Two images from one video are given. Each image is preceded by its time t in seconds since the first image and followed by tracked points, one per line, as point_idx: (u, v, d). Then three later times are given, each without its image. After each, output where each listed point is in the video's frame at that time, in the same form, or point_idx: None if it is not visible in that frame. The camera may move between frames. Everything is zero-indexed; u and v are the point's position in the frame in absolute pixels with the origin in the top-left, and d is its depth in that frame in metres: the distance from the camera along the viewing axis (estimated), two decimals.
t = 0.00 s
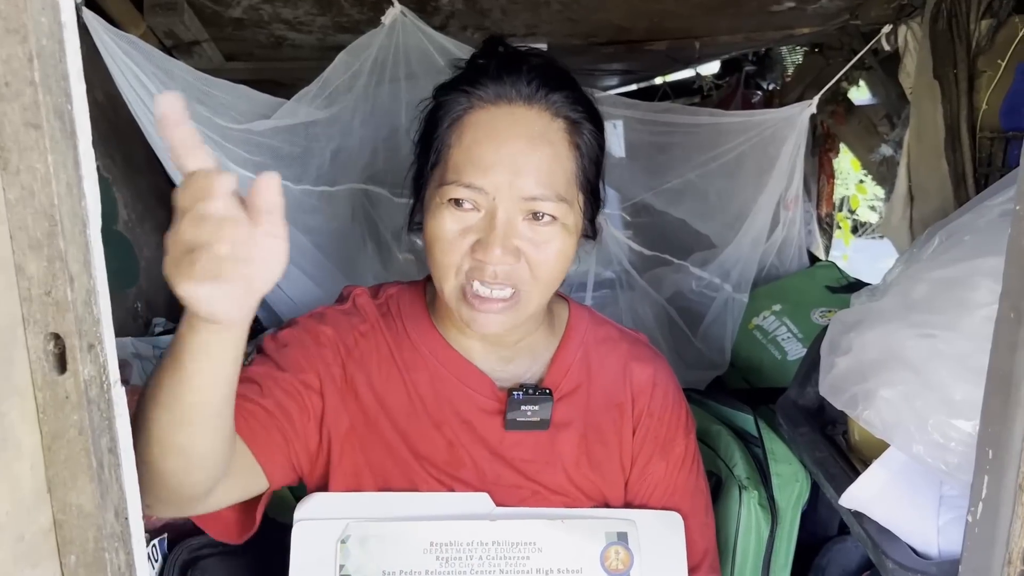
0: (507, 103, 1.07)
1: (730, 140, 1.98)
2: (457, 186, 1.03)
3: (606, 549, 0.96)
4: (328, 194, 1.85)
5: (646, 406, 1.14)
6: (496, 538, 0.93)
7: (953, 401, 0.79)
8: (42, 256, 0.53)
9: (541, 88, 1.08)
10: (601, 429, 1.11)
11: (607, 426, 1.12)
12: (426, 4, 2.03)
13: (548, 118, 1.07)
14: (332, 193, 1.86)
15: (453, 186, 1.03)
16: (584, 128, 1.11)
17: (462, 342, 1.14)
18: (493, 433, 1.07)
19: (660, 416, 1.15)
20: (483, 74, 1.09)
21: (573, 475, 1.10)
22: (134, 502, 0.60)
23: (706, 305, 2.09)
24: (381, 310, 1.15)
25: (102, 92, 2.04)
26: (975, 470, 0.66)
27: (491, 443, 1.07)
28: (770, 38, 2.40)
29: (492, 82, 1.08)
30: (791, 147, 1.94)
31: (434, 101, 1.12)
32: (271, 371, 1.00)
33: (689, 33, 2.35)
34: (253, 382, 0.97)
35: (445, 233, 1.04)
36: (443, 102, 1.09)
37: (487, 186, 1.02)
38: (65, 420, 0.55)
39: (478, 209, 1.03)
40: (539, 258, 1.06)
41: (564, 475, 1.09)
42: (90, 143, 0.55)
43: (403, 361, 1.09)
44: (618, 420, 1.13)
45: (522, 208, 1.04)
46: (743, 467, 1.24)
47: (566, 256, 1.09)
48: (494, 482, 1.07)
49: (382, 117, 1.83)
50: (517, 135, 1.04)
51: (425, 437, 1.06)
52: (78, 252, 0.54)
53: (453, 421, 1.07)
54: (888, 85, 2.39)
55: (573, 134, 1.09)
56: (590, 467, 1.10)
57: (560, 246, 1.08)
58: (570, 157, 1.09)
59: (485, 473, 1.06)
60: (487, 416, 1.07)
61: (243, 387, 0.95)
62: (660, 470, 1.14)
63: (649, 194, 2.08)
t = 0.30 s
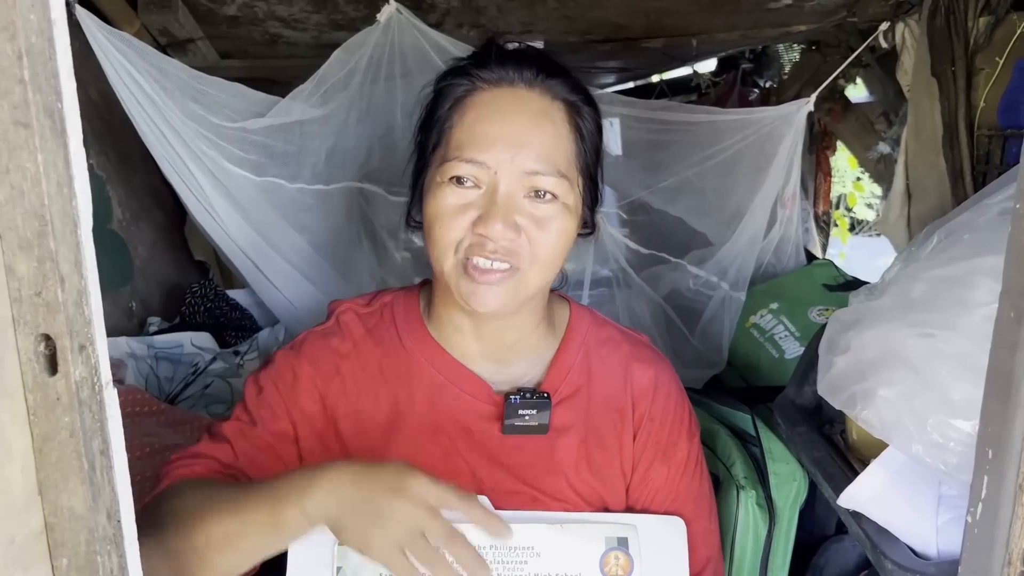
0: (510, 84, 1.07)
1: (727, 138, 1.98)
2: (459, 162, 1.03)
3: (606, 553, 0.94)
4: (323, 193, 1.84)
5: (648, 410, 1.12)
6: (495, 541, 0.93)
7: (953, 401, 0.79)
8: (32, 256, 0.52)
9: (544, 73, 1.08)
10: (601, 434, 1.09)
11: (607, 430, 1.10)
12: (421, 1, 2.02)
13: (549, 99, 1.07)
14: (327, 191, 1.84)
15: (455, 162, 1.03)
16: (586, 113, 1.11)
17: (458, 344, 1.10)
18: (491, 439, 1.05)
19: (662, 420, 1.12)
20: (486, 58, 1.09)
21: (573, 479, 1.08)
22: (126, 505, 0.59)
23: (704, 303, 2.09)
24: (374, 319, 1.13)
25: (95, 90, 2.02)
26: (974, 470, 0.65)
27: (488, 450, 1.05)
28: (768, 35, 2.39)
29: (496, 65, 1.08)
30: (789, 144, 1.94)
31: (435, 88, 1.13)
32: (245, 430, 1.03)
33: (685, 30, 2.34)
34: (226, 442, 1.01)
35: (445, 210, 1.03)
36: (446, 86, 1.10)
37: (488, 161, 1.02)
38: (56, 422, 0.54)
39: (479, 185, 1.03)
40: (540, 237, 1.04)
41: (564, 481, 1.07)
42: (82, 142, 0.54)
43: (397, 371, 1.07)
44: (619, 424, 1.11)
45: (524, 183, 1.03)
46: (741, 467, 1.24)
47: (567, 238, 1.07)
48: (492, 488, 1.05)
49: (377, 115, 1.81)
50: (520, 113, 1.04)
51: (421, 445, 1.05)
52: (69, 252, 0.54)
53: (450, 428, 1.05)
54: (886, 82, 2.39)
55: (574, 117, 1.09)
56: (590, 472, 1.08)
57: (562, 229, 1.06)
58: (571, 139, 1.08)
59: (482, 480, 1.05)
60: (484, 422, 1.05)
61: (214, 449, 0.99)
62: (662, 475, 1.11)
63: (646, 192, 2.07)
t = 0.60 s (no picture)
0: (484, 75, 1.07)
1: (723, 137, 1.98)
2: (437, 152, 1.02)
3: (599, 546, 0.95)
4: (321, 190, 1.83)
5: (639, 402, 1.11)
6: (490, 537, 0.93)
7: (953, 399, 0.79)
8: (30, 255, 0.52)
9: (516, 63, 1.09)
10: (592, 425, 1.08)
11: (598, 422, 1.08)
12: None
13: (523, 87, 1.07)
14: (324, 190, 1.83)
15: (433, 153, 1.02)
16: (562, 101, 1.12)
17: (449, 340, 1.09)
18: (483, 432, 1.03)
19: (653, 412, 1.12)
20: (462, 51, 1.09)
21: (565, 472, 1.06)
22: (125, 505, 0.59)
23: (702, 302, 2.09)
24: (364, 318, 1.11)
25: (92, 88, 2.02)
26: (975, 468, 0.65)
27: (481, 443, 1.03)
28: (766, 32, 2.39)
29: (469, 58, 1.09)
30: (786, 142, 1.93)
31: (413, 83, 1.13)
32: (245, 447, 1.01)
33: (683, 28, 2.34)
34: (226, 463, 0.99)
35: (426, 200, 1.02)
36: (423, 80, 1.10)
37: (466, 149, 1.02)
38: (53, 421, 0.54)
39: (458, 173, 1.02)
40: (521, 222, 1.02)
41: (557, 473, 1.06)
42: (78, 139, 0.54)
43: (389, 369, 1.06)
44: (610, 416, 1.09)
45: (502, 169, 1.03)
46: (740, 465, 1.24)
47: (548, 223, 1.06)
48: (485, 482, 1.03)
49: (374, 114, 1.80)
50: (494, 102, 1.04)
51: (413, 440, 1.03)
52: (67, 250, 0.53)
53: (441, 422, 1.03)
54: (884, 80, 2.39)
55: (550, 106, 1.09)
56: (583, 463, 1.07)
57: (541, 214, 1.04)
58: (547, 129, 1.08)
59: (475, 474, 1.03)
60: (475, 415, 1.03)
61: (215, 469, 0.98)
62: (654, 466, 1.11)
63: (645, 190, 2.07)
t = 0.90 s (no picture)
0: (464, 70, 1.07)
1: (722, 134, 1.96)
2: (423, 149, 1.03)
3: (596, 536, 0.95)
4: (320, 188, 1.83)
5: (633, 390, 1.11)
6: (487, 529, 0.93)
7: (951, 395, 0.79)
8: (30, 251, 0.52)
9: (496, 57, 1.09)
10: (588, 413, 1.08)
11: (594, 410, 1.09)
12: None
13: (503, 80, 1.07)
14: (323, 187, 1.83)
15: (419, 150, 1.03)
16: (544, 91, 1.11)
17: (445, 332, 1.09)
18: (480, 421, 1.03)
19: (648, 401, 1.12)
20: (442, 48, 1.10)
21: (561, 459, 1.07)
22: (126, 500, 0.59)
23: (700, 299, 2.09)
24: (361, 312, 1.12)
25: (91, 85, 2.02)
26: (972, 463, 0.66)
27: (478, 432, 1.03)
28: (764, 30, 2.38)
29: (450, 55, 1.09)
30: (784, 140, 1.91)
31: (399, 82, 1.14)
32: (245, 441, 1.01)
33: (682, 26, 2.34)
34: (226, 458, 1.00)
35: (415, 197, 1.02)
36: (408, 80, 1.11)
37: (450, 145, 1.02)
38: (54, 417, 0.54)
39: (444, 169, 1.03)
40: (508, 213, 1.02)
41: (554, 461, 1.06)
42: (78, 136, 0.54)
43: (386, 360, 1.06)
44: (606, 404, 1.10)
45: (486, 163, 1.03)
46: (738, 461, 1.24)
47: (536, 212, 1.05)
48: (482, 472, 1.03)
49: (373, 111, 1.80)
50: (475, 96, 1.05)
51: (410, 429, 1.03)
52: (68, 246, 0.53)
53: (438, 412, 1.04)
54: (882, 78, 2.41)
55: (531, 97, 1.09)
56: (578, 451, 1.08)
57: (528, 204, 1.04)
58: (530, 119, 1.08)
59: (472, 463, 1.03)
60: (472, 404, 1.04)
61: (215, 464, 0.99)
62: (649, 453, 1.11)
63: (643, 188, 2.07)
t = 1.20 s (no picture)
0: (440, 71, 1.07)
1: (720, 132, 1.96)
2: (406, 152, 1.03)
3: (590, 531, 0.95)
4: (317, 186, 1.82)
5: (629, 385, 1.11)
6: (481, 526, 0.93)
7: (946, 393, 0.79)
8: (23, 248, 0.52)
9: (471, 54, 1.08)
10: (584, 407, 1.08)
11: (590, 404, 1.09)
12: None
13: (480, 76, 1.07)
14: (320, 185, 1.82)
15: (401, 153, 1.03)
16: (522, 84, 1.11)
17: (440, 327, 1.09)
18: (476, 416, 1.03)
19: (644, 395, 1.12)
20: (418, 51, 1.09)
21: (558, 454, 1.07)
22: (120, 498, 0.59)
23: (697, 298, 2.10)
24: (358, 310, 1.12)
25: (88, 83, 2.02)
26: (967, 461, 0.66)
27: (474, 427, 1.03)
28: (761, 29, 2.38)
29: (425, 57, 1.08)
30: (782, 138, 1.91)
31: (381, 87, 1.14)
32: (240, 437, 1.01)
33: (679, 25, 2.34)
34: (222, 454, 1.00)
35: (402, 199, 1.03)
36: (388, 84, 1.11)
37: (431, 146, 1.02)
38: (48, 414, 0.54)
39: (428, 170, 1.03)
40: (495, 208, 1.03)
41: (550, 455, 1.06)
42: (72, 133, 0.54)
43: (382, 356, 1.06)
44: (602, 398, 1.10)
45: (468, 160, 1.03)
46: (734, 459, 1.24)
47: (523, 204, 1.06)
48: (478, 467, 1.04)
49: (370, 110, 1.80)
50: (452, 95, 1.04)
51: (406, 424, 1.03)
52: (61, 244, 0.53)
53: (435, 407, 1.04)
54: (880, 77, 2.37)
55: (509, 91, 1.08)
56: (575, 445, 1.08)
57: (515, 197, 1.05)
58: (510, 113, 1.08)
59: (469, 458, 1.03)
60: (469, 399, 1.04)
61: (209, 462, 0.99)
62: (645, 448, 1.11)
63: (641, 185, 2.07)
